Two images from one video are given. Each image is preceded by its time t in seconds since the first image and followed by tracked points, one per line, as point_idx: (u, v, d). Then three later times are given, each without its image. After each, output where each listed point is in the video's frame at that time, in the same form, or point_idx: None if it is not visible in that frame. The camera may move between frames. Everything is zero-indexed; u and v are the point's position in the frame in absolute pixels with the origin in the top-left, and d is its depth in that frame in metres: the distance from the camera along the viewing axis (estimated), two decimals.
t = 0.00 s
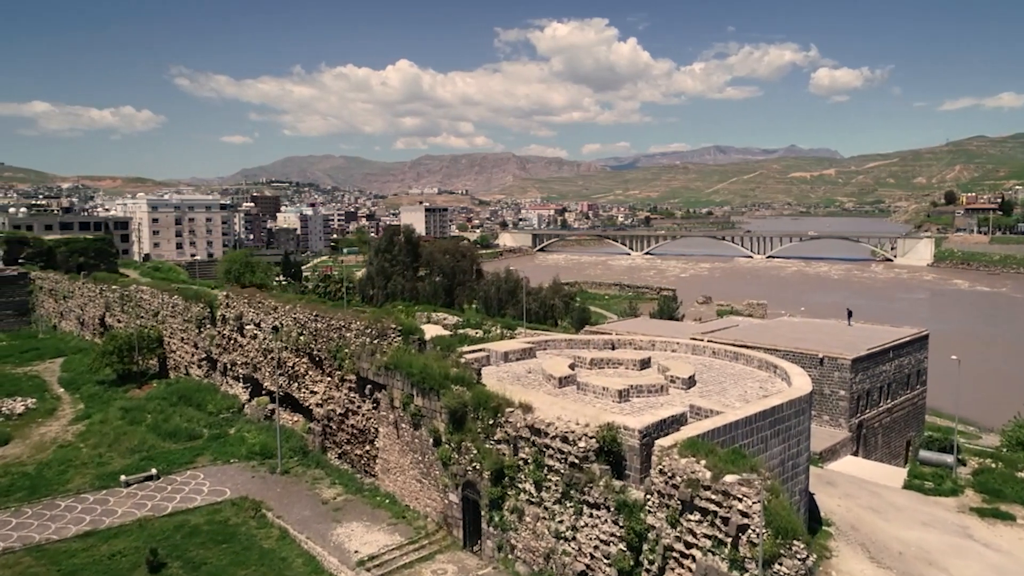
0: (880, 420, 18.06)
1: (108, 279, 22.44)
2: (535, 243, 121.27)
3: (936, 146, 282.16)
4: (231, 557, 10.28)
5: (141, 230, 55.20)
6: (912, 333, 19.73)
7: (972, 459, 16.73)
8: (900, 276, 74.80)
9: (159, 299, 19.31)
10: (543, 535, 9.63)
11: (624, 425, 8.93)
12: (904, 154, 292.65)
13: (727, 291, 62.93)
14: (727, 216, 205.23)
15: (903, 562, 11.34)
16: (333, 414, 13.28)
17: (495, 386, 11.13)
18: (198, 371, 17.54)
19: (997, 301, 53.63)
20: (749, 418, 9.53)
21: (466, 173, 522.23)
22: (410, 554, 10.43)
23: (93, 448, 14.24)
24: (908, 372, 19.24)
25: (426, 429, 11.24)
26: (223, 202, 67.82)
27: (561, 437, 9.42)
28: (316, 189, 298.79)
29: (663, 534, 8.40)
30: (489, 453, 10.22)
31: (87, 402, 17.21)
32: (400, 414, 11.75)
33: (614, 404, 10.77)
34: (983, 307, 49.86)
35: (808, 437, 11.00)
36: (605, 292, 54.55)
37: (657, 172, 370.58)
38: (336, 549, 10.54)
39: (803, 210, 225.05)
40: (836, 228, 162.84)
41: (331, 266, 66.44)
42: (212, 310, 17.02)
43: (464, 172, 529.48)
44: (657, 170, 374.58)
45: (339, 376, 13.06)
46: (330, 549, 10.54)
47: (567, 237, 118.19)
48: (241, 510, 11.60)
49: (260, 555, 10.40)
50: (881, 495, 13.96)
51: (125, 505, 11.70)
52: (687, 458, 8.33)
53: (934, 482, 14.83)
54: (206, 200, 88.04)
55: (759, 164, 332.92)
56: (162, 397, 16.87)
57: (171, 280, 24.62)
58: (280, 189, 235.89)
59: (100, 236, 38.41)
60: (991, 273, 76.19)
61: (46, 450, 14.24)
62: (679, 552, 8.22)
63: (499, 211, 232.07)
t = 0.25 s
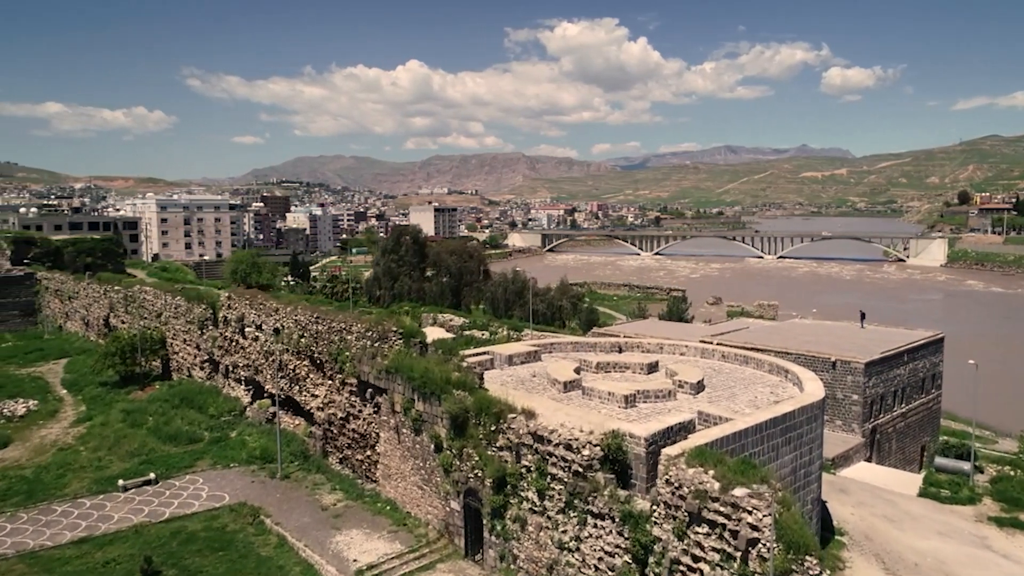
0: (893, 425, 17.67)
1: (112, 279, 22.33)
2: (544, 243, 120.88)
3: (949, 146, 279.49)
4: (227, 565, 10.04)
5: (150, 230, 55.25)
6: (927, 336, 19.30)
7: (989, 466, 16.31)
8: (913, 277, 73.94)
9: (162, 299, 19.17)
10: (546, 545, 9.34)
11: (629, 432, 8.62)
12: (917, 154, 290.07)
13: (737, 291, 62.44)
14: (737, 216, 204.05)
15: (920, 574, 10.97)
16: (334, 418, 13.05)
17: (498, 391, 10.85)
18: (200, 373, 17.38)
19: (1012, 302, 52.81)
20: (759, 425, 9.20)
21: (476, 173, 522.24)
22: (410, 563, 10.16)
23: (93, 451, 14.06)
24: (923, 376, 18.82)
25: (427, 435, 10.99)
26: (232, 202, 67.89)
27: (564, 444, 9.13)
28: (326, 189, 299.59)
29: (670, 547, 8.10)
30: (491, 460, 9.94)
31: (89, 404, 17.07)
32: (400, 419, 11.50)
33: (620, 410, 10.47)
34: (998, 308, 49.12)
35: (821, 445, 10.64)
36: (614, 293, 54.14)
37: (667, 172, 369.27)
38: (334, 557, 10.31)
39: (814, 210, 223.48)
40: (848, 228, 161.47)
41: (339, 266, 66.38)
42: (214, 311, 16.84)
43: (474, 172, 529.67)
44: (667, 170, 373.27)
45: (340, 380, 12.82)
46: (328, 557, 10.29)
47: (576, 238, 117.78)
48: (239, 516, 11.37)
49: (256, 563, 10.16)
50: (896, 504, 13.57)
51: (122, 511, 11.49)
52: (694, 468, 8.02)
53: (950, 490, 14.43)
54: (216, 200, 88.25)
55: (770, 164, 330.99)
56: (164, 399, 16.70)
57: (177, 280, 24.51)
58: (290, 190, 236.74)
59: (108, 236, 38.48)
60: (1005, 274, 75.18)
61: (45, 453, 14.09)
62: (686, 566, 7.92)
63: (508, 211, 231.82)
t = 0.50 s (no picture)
0: (908, 430, 17.27)
1: (117, 280, 22.24)
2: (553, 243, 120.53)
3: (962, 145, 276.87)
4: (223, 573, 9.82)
5: (159, 230, 55.36)
6: (943, 339, 18.87)
7: (1006, 474, 15.90)
8: (927, 278, 73.11)
9: (165, 300, 19.03)
10: (548, 555, 9.05)
11: (635, 440, 8.32)
12: (930, 153, 287.62)
13: (748, 292, 61.92)
14: (747, 216, 202.89)
15: None
16: (335, 422, 12.82)
17: (500, 396, 10.57)
18: (202, 375, 17.19)
19: None
20: (770, 433, 8.88)
21: (486, 173, 522.24)
22: (409, 572, 9.90)
23: (92, 454, 13.90)
24: (938, 380, 18.40)
25: (428, 441, 10.72)
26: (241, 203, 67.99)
27: (568, 452, 8.82)
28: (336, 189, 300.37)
29: (676, 560, 7.79)
30: (493, 468, 9.66)
31: (91, 405, 16.92)
32: (401, 424, 11.24)
33: (626, 416, 10.17)
34: (1014, 310, 48.39)
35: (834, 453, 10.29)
36: (624, 293, 53.78)
37: (678, 172, 367.81)
38: (332, 566, 10.05)
39: (826, 210, 221.93)
40: (859, 228, 160.19)
41: (347, 267, 66.33)
42: (216, 312, 16.66)
43: (484, 172, 529.74)
44: (678, 170, 371.86)
45: (341, 383, 12.57)
46: (326, 565, 10.04)
47: (585, 238, 117.35)
48: (237, 523, 11.15)
49: (253, 571, 9.93)
50: (911, 512, 13.18)
51: (119, 516, 11.29)
52: (702, 479, 7.71)
53: (967, 498, 14.02)
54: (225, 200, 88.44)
55: (781, 164, 329.13)
56: (166, 402, 16.53)
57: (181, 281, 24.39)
58: (300, 190, 237.46)
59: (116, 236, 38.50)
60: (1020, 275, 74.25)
61: (45, 455, 13.94)
62: None
63: (518, 211, 231.60)
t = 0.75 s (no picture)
0: (923, 435, 16.86)
1: (122, 280, 22.13)
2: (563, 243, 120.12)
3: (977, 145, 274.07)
4: None
5: (168, 230, 55.44)
6: (959, 342, 18.44)
7: None
8: (941, 278, 72.21)
9: (168, 301, 18.88)
10: (551, 567, 8.76)
11: (640, 449, 8.01)
12: (944, 153, 284.93)
13: (759, 292, 61.36)
14: (759, 216, 201.58)
15: None
16: (335, 426, 12.58)
17: (503, 401, 10.29)
18: (205, 377, 17.02)
19: None
20: (781, 442, 8.55)
21: (496, 173, 522.08)
22: None
23: (92, 457, 13.74)
24: (954, 384, 17.96)
25: (429, 446, 10.46)
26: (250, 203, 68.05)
27: (571, 460, 8.51)
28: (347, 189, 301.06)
29: None
30: (494, 475, 9.38)
31: (93, 407, 16.79)
32: (402, 429, 10.99)
33: (632, 423, 9.87)
34: None
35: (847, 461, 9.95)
36: (633, 294, 53.36)
37: (688, 172, 366.23)
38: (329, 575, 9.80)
39: (838, 211, 220.25)
40: (872, 228, 158.78)
41: (356, 266, 66.26)
42: (218, 314, 16.48)
43: (494, 172, 529.70)
44: (688, 170, 370.32)
45: (342, 387, 12.33)
46: (323, 574, 9.79)
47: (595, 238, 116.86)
48: (235, 530, 10.92)
49: None
50: (927, 522, 12.79)
51: (115, 522, 11.10)
52: (711, 490, 7.41)
53: (985, 507, 13.63)
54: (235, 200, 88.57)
55: (793, 164, 327.07)
56: (168, 404, 16.37)
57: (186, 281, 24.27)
58: (310, 190, 238.13)
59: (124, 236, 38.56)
60: None
61: (44, 459, 13.79)
62: None
63: (528, 211, 231.24)
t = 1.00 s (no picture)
0: (939, 442, 16.44)
1: (126, 281, 22.01)
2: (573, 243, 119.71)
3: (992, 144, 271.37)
4: None
5: (178, 230, 55.50)
6: (976, 345, 17.99)
7: None
8: (955, 279, 71.38)
9: (172, 302, 18.73)
10: None
11: (646, 458, 7.71)
12: (958, 152, 282.32)
13: (770, 294, 60.81)
14: (770, 216, 200.29)
15: None
16: (336, 431, 12.34)
17: (505, 407, 10.00)
18: (207, 379, 16.85)
19: None
20: (792, 452, 8.21)
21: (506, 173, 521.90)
22: None
23: (91, 460, 13.58)
24: (971, 389, 17.52)
25: (429, 453, 10.19)
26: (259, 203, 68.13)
27: (574, 470, 8.20)
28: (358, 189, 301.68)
29: None
30: (496, 484, 9.09)
31: (95, 409, 16.63)
32: (402, 435, 10.73)
33: (639, 430, 9.56)
34: None
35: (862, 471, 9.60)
36: (644, 295, 52.98)
37: (699, 172, 364.67)
38: None
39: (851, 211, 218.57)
40: (885, 228, 157.43)
41: (365, 267, 66.18)
42: (220, 315, 16.30)
43: (504, 172, 529.52)
44: (699, 170, 368.69)
45: (342, 391, 12.09)
46: None
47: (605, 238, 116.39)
48: (232, 537, 10.70)
49: None
50: (944, 532, 12.40)
51: (111, 528, 10.89)
52: (718, 503, 7.09)
53: (1004, 517, 13.25)
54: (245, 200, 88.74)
55: (805, 164, 324.99)
56: (170, 406, 16.19)
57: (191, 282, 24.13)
58: (321, 190, 238.80)
59: (132, 236, 38.59)
60: None
61: (43, 462, 13.63)
62: None
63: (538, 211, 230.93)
